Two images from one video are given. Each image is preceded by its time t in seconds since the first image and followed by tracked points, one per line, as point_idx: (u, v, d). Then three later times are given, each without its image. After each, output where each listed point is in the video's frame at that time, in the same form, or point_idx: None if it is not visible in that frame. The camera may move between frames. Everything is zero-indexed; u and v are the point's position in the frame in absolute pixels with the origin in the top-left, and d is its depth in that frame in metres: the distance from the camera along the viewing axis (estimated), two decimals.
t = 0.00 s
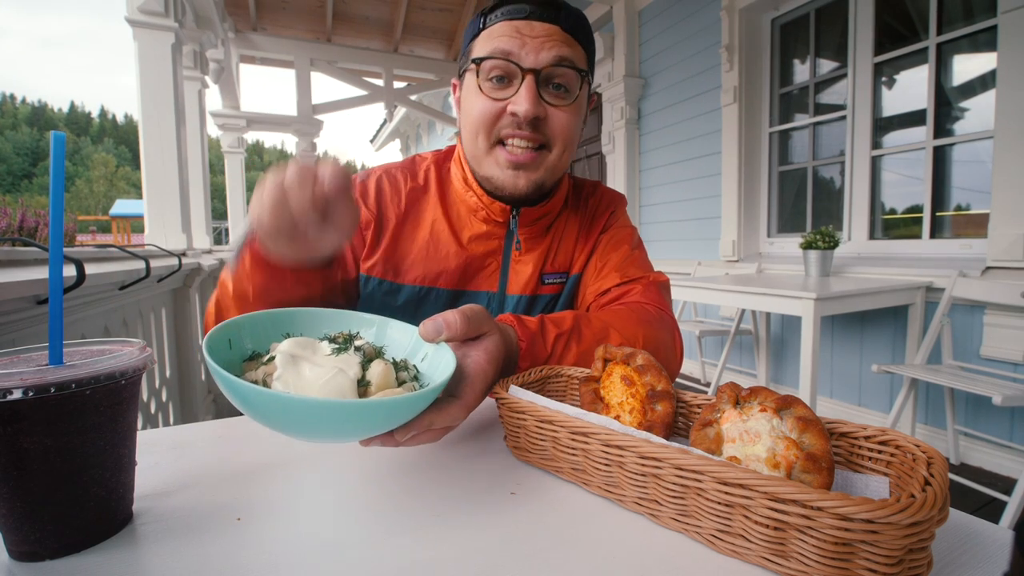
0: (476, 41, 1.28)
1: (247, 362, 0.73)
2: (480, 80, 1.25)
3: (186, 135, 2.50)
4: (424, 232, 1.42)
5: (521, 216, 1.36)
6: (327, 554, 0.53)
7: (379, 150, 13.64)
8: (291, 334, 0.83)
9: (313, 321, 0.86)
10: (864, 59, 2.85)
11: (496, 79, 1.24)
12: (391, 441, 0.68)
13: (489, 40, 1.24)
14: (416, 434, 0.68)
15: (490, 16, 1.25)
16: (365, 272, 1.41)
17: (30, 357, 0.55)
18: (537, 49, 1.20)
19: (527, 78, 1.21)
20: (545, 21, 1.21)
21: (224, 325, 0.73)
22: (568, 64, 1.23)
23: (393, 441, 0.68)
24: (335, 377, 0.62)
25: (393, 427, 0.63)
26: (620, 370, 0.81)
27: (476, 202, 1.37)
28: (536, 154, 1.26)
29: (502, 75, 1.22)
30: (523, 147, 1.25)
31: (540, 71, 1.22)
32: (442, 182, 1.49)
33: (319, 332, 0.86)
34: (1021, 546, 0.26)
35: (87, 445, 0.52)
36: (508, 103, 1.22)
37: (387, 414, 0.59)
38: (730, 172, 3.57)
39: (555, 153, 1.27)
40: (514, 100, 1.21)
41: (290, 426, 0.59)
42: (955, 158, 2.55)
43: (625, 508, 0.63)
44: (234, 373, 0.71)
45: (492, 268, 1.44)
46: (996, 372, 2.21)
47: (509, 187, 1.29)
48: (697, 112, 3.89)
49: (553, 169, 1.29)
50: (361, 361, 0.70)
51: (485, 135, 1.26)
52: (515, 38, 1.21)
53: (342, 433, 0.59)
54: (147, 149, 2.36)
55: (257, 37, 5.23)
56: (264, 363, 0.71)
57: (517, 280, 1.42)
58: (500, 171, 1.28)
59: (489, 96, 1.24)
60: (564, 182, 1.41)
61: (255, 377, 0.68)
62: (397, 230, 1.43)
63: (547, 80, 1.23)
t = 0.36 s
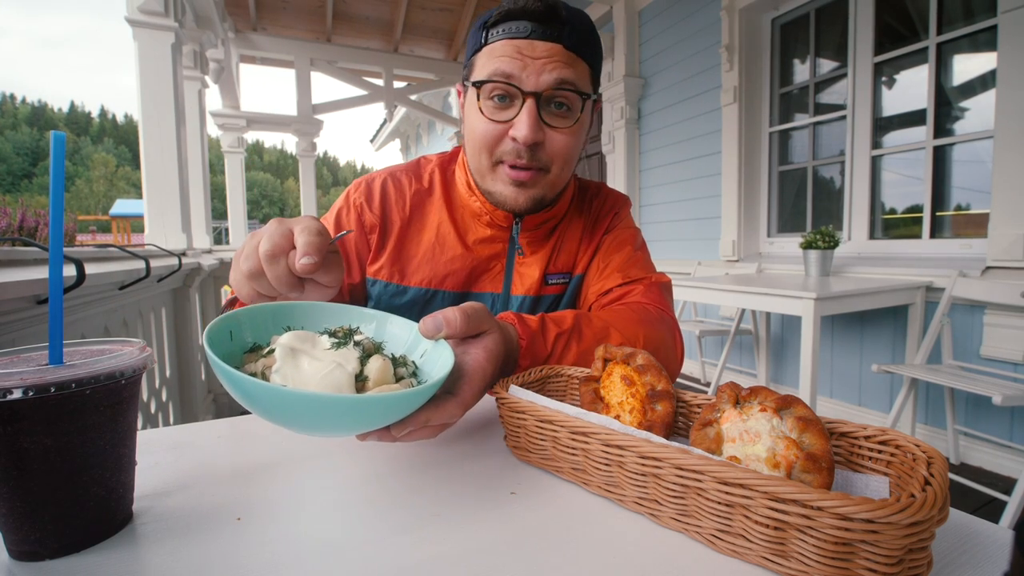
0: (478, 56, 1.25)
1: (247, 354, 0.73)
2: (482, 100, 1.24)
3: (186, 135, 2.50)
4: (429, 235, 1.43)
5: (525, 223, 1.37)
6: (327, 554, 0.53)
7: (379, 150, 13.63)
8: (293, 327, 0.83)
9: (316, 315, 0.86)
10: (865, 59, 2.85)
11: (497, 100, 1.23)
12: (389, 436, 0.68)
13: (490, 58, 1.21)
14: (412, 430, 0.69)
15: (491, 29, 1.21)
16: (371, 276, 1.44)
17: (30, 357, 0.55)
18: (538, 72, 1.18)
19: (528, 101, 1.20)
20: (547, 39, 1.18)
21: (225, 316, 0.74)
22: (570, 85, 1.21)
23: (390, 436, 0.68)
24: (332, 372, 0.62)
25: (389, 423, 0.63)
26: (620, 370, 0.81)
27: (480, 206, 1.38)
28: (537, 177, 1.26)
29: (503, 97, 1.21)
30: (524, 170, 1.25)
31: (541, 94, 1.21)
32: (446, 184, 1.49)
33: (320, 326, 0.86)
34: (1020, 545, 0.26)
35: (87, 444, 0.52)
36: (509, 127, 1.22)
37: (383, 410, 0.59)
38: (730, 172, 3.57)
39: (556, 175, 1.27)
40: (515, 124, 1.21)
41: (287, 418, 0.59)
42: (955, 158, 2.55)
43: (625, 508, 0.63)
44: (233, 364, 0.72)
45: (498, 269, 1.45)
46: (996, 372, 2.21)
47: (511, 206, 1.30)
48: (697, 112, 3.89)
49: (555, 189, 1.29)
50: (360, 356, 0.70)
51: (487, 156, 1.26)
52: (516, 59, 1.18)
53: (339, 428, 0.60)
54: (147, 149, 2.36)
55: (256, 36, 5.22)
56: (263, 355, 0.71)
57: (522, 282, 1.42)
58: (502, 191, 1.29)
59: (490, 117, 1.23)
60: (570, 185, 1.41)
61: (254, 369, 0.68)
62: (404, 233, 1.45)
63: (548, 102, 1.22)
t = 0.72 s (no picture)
0: (481, 58, 1.25)
1: (247, 350, 0.73)
2: (484, 101, 1.24)
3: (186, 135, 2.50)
4: (431, 236, 1.43)
5: (527, 224, 1.37)
6: (326, 553, 0.53)
7: (379, 150, 13.63)
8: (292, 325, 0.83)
9: (315, 314, 0.86)
10: (865, 59, 2.85)
11: (499, 102, 1.23)
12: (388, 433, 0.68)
13: (493, 60, 1.21)
14: (411, 428, 0.69)
15: (494, 31, 1.21)
16: (373, 277, 1.44)
17: (30, 357, 0.55)
18: (540, 74, 1.18)
19: (530, 103, 1.20)
20: (550, 42, 1.18)
21: (225, 313, 0.74)
22: (572, 89, 1.21)
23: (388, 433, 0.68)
24: (331, 369, 0.62)
25: (387, 420, 0.63)
26: (621, 370, 0.81)
27: (482, 207, 1.38)
28: (538, 179, 1.25)
29: (506, 99, 1.21)
30: (525, 171, 1.25)
31: (544, 96, 1.21)
32: (447, 186, 1.49)
33: (320, 324, 0.86)
34: (1021, 546, 0.26)
35: (87, 444, 0.52)
36: (510, 129, 1.21)
37: (381, 407, 0.59)
38: (730, 172, 3.57)
39: (557, 178, 1.27)
40: (517, 126, 1.21)
41: (285, 415, 0.59)
42: (955, 158, 2.55)
43: (625, 508, 0.63)
44: (232, 361, 0.72)
45: (500, 270, 1.45)
46: (996, 372, 2.21)
47: (512, 207, 1.30)
48: (697, 112, 3.89)
49: (556, 191, 1.29)
50: (359, 353, 0.70)
51: (489, 157, 1.26)
52: (519, 62, 1.18)
53: (337, 424, 0.60)
54: (147, 149, 2.36)
55: (256, 36, 5.22)
56: (263, 352, 0.71)
57: (523, 283, 1.42)
58: (503, 193, 1.28)
59: (492, 119, 1.23)
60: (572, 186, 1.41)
61: (253, 365, 0.68)
62: (405, 235, 1.45)
63: (551, 104, 1.22)
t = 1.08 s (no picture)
0: (478, 54, 1.26)
1: (246, 353, 0.74)
2: (481, 97, 1.25)
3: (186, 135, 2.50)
4: (429, 237, 1.43)
5: (525, 223, 1.37)
6: (326, 554, 0.53)
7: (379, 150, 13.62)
8: (292, 326, 0.83)
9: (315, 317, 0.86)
10: (865, 59, 2.85)
11: (497, 97, 1.23)
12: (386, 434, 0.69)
13: (490, 56, 1.22)
14: (410, 430, 0.69)
15: (490, 27, 1.22)
16: (372, 279, 1.44)
17: (30, 357, 0.55)
18: (537, 68, 1.19)
19: (527, 97, 1.20)
20: (546, 36, 1.18)
21: (225, 316, 0.74)
22: (569, 84, 1.21)
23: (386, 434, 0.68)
24: (330, 372, 0.62)
25: (386, 422, 0.63)
26: (620, 370, 0.81)
27: (481, 207, 1.38)
28: (537, 173, 1.25)
29: (503, 93, 1.22)
30: (523, 166, 1.25)
31: (540, 90, 1.21)
32: (446, 186, 1.49)
33: (319, 325, 0.86)
34: (1021, 546, 0.26)
35: (87, 444, 0.52)
36: (508, 123, 1.22)
37: (380, 410, 0.59)
38: (730, 172, 3.57)
39: (556, 172, 1.26)
40: (515, 120, 1.21)
41: (284, 418, 0.59)
42: (955, 158, 2.55)
43: (625, 508, 0.63)
44: (232, 363, 0.72)
45: (499, 270, 1.45)
46: (996, 372, 2.21)
47: (510, 203, 1.30)
48: (697, 112, 3.89)
49: (554, 186, 1.29)
50: (359, 356, 0.70)
51: (486, 152, 1.27)
52: (515, 56, 1.19)
53: (336, 427, 0.60)
54: (147, 149, 2.36)
55: (256, 36, 5.21)
56: (263, 354, 0.71)
57: (522, 283, 1.42)
58: (501, 188, 1.29)
59: (489, 114, 1.24)
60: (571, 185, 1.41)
61: (252, 368, 0.68)
62: (404, 236, 1.45)
63: (547, 98, 1.22)
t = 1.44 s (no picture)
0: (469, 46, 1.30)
1: (245, 355, 0.73)
2: (468, 85, 1.27)
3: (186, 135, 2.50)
4: (427, 234, 1.44)
5: (520, 218, 1.37)
6: (326, 554, 0.53)
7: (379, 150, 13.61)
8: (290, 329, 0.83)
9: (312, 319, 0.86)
10: (865, 59, 2.85)
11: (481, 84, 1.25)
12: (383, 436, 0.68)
13: (478, 46, 1.26)
14: (408, 431, 0.69)
15: (483, 19, 1.27)
16: (369, 275, 1.43)
17: (30, 357, 0.55)
18: (519, 55, 1.20)
19: (507, 84, 1.21)
20: (530, 24, 1.20)
21: (223, 318, 0.74)
22: (551, 71, 1.22)
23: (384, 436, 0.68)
24: (328, 374, 0.62)
25: (385, 424, 0.63)
26: (621, 370, 0.81)
27: (476, 203, 1.38)
28: (516, 160, 1.25)
29: (485, 79, 1.23)
30: (504, 152, 1.25)
31: (522, 77, 1.21)
32: (444, 183, 1.50)
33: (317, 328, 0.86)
34: (1021, 546, 0.26)
35: (87, 445, 0.52)
36: (487, 108, 1.23)
37: (377, 411, 0.59)
38: (730, 172, 3.56)
39: (534, 160, 1.26)
40: (494, 105, 1.22)
41: (281, 420, 0.59)
42: (955, 158, 2.55)
43: (625, 508, 0.63)
44: (231, 366, 0.72)
45: (495, 266, 1.44)
46: (996, 372, 2.21)
47: (492, 191, 1.30)
48: (697, 112, 3.89)
49: (533, 175, 1.28)
50: (356, 358, 0.70)
51: (469, 138, 1.28)
52: (499, 44, 1.21)
53: (334, 429, 0.60)
54: (147, 149, 2.36)
55: (256, 36, 5.21)
56: (261, 356, 0.71)
57: (518, 281, 1.42)
58: (483, 174, 1.29)
59: (473, 101, 1.26)
60: (567, 182, 1.41)
61: (250, 371, 0.68)
62: (401, 232, 1.45)
63: (529, 85, 1.22)
